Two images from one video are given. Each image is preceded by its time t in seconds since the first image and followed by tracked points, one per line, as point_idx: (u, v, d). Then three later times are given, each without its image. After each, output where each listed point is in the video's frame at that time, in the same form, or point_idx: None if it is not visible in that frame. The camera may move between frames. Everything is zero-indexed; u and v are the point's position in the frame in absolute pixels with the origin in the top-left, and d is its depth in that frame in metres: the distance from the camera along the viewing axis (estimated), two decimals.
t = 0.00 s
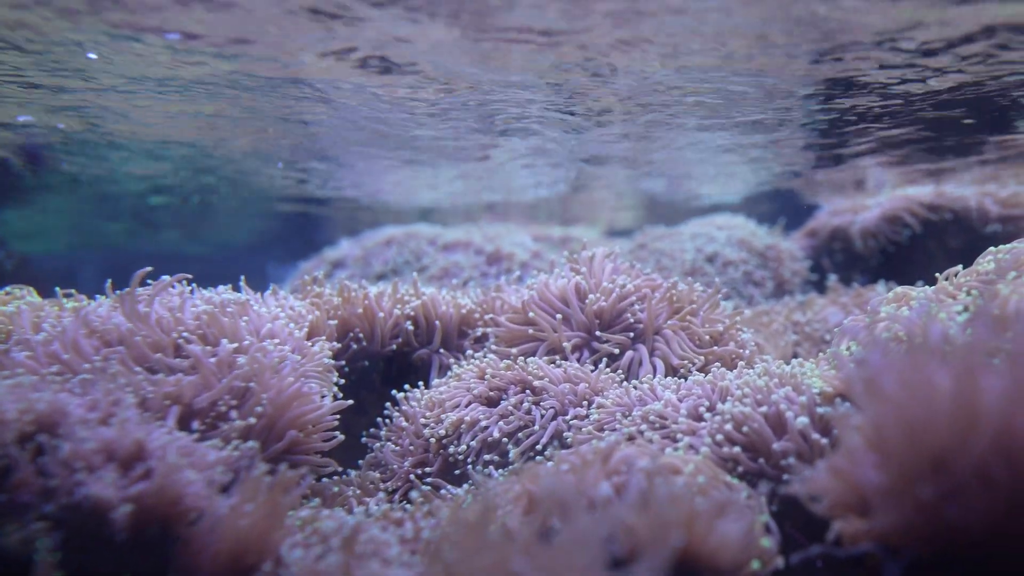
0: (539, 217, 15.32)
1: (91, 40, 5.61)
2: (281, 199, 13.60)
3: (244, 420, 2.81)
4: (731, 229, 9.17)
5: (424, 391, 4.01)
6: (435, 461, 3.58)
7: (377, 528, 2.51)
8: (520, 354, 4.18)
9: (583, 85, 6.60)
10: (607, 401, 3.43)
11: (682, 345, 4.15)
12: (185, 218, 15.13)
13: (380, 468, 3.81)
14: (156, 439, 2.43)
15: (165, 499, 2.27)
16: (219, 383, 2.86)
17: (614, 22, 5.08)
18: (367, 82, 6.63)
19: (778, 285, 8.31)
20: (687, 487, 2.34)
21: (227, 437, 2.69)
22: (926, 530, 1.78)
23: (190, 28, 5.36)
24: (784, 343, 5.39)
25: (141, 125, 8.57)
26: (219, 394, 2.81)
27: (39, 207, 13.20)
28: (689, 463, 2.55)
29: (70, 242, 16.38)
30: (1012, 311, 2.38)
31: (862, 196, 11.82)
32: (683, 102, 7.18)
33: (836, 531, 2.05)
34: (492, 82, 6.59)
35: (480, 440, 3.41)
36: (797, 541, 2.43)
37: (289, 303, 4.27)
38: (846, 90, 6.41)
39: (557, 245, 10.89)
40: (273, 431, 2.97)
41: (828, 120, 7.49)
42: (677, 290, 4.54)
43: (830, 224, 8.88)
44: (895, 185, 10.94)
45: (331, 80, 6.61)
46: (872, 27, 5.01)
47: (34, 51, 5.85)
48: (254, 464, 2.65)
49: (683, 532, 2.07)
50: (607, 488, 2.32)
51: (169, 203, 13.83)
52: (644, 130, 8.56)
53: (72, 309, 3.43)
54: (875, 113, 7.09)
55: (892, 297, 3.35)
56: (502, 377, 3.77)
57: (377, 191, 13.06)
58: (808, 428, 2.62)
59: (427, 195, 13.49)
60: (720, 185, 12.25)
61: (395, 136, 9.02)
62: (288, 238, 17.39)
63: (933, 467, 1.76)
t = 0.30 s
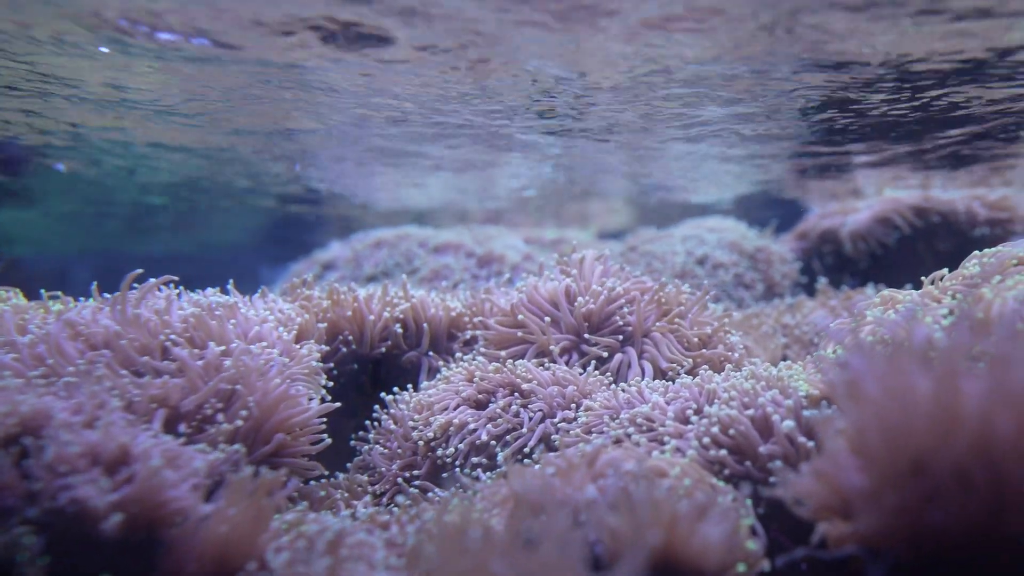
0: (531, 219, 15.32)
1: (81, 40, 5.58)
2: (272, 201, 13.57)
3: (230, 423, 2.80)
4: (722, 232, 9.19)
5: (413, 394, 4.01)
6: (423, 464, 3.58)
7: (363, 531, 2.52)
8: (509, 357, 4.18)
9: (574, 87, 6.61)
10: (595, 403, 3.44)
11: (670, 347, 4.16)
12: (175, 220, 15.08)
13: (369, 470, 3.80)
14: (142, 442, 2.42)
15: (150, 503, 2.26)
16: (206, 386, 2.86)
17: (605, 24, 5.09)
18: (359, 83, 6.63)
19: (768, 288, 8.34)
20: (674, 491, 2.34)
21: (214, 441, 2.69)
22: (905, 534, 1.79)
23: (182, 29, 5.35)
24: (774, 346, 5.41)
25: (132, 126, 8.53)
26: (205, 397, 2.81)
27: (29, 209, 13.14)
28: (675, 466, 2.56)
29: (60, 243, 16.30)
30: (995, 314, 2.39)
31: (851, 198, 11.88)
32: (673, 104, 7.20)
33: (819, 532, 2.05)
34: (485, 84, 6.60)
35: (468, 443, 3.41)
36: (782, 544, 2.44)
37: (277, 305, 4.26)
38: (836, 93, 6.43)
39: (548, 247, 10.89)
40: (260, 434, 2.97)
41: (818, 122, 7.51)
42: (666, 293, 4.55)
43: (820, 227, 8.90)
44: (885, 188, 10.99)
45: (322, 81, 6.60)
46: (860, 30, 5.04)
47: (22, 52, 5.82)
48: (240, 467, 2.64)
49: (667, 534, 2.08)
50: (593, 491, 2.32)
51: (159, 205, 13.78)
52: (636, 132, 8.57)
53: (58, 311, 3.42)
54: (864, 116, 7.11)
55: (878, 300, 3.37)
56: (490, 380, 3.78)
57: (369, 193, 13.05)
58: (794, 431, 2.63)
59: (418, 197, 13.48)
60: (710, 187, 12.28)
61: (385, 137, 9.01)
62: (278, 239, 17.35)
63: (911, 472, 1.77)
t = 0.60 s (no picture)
0: (523, 220, 15.33)
1: (71, 41, 5.55)
2: (263, 202, 13.54)
3: (217, 426, 2.80)
4: (712, 234, 9.21)
5: (401, 396, 4.00)
6: (411, 466, 3.58)
7: (349, 534, 2.51)
8: (498, 359, 4.18)
9: (564, 89, 6.62)
10: (584, 405, 3.44)
11: (659, 349, 4.18)
12: (166, 221, 15.03)
13: (357, 473, 3.80)
14: (127, 445, 2.41)
15: (135, 506, 2.25)
16: (192, 388, 2.85)
17: (596, 26, 5.08)
18: (351, 85, 6.62)
19: (758, 289, 8.36)
20: (660, 493, 2.34)
21: (201, 444, 2.68)
22: (888, 535, 1.80)
23: (173, 31, 5.33)
24: (763, 347, 5.43)
25: (122, 128, 8.50)
26: (192, 400, 2.80)
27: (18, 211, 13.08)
28: (661, 468, 2.56)
29: (49, 245, 16.21)
30: (980, 316, 2.39)
31: (841, 199, 11.92)
32: (663, 106, 7.21)
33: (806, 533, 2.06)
34: (477, 86, 6.60)
35: (456, 445, 3.42)
36: (767, 545, 2.46)
37: (266, 308, 4.25)
38: (827, 95, 6.46)
39: (540, 248, 10.90)
40: (247, 436, 2.97)
41: (808, 124, 7.53)
42: (655, 295, 4.56)
43: (810, 229, 8.93)
44: (874, 189, 11.04)
45: (312, 83, 6.59)
46: (847, 33, 5.06)
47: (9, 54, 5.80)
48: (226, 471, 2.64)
49: (649, 534, 2.09)
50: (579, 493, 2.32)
51: (150, 207, 13.74)
52: (627, 134, 8.58)
53: (44, 314, 3.41)
54: (853, 118, 7.13)
55: (865, 302, 3.38)
56: (479, 383, 3.78)
57: (360, 194, 13.03)
58: (780, 433, 2.64)
59: (410, 198, 13.47)
60: (701, 188, 12.31)
61: (376, 139, 9.00)
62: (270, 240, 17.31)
63: (892, 473, 1.77)
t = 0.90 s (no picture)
0: (515, 220, 15.33)
1: (60, 40, 5.53)
2: (255, 202, 13.51)
3: (204, 426, 2.79)
4: (704, 233, 9.22)
5: (391, 396, 4.00)
6: (400, 466, 3.57)
7: (336, 535, 2.51)
8: (487, 359, 4.18)
9: (555, 89, 6.62)
10: (573, 405, 3.45)
11: (649, 348, 4.18)
12: (158, 221, 14.99)
13: (347, 473, 3.80)
14: (112, 446, 2.40)
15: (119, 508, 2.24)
16: (179, 389, 2.85)
17: (587, 26, 5.10)
18: (343, 85, 6.61)
19: (749, 288, 8.37)
20: (647, 493, 2.35)
21: (188, 446, 2.68)
22: (868, 534, 1.80)
23: (164, 31, 5.32)
24: (754, 346, 5.44)
25: (112, 128, 8.46)
26: (179, 401, 2.80)
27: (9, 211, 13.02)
28: (648, 467, 2.57)
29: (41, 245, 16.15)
30: (964, 316, 2.40)
31: (833, 199, 11.96)
32: (654, 105, 7.21)
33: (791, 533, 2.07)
34: (469, 86, 6.60)
35: (446, 444, 3.41)
36: (754, 544, 2.46)
37: (255, 308, 4.24)
38: (818, 95, 6.48)
39: (532, 248, 10.90)
40: (234, 437, 2.97)
41: (798, 123, 7.54)
42: (645, 295, 4.57)
43: (801, 228, 8.95)
44: (865, 189, 11.07)
45: (303, 82, 6.57)
46: (837, 33, 5.07)
47: None
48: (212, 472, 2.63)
49: (632, 534, 2.09)
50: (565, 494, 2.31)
51: (141, 207, 13.69)
52: (619, 134, 8.59)
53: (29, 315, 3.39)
54: (843, 117, 7.14)
55: (853, 301, 3.39)
56: (469, 382, 3.78)
57: (352, 194, 13.02)
58: (767, 432, 2.64)
59: (402, 198, 13.45)
60: (693, 188, 12.33)
61: (368, 138, 8.98)
62: (263, 240, 17.27)
63: (874, 472, 1.78)
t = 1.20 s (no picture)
0: (507, 218, 15.32)
1: (45, 35, 5.49)
2: (246, 200, 13.47)
3: (190, 425, 2.78)
4: (694, 231, 9.24)
5: (379, 394, 4.00)
6: (387, 464, 3.57)
7: (320, 534, 2.51)
8: (475, 357, 4.18)
9: (545, 86, 6.61)
10: (560, 403, 3.45)
11: (637, 346, 4.19)
12: (148, 219, 14.91)
13: (334, 471, 3.80)
14: (96, 445, 2.40)
15: (102, 507, 2.23)
16: (164, 387, 2.84)
17: (577, 25, 5.10)
18: (332, 82, 6.59)
19: (739, 286, 8.39)
20: (631, 491, 2.36)
21: (173, 444, 2.67)
22: (848, 532, 1.80)
23: (151, 28, 5.29)
24: (743, 344, 5.45)
25: (100, 125, 8.42)
26: (163, 399, 2.79)
27: None
28: (633, 465, 2.58)
29: (30, 243, 16.06)
30: (947, 315, 2.42)
31: (823, 198, 12.00)
32: (644, 104, 7.22)
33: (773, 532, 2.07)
34: (459, 83, 6.58)
35: (433, 442, 3.42)
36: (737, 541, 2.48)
37: (243, 306, 4.23)
38: (807, 93, 6.49)
39: (523, 246, 10.89)
40: (220, 435, 2.96)
41: (788, 122, 7.56)
42: (634, 294, 4.58)
43: (792, 226, 8.97)
44: (855, 188, 11.10)
45: (292, 80, 6.55)
46: (826, 32, 5.08)
47: None
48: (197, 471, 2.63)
49: (614, 533, 2.10)
50: (549, 492, 2.32)
51: (131, 205, 13.63)
52: (609, 132, 8.60)
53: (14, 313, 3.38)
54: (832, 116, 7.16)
55: (839, 300, 3.40)
56: (456, 381, 3.78)
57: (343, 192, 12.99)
58: (752, 430, 2.65)
59: (393, 196, 13.43)
60: (684, 187, 12.35)
61: (358, 136, 8.96)
62: (253, 238, 17.21)
63: (851, 471, 1.78)
